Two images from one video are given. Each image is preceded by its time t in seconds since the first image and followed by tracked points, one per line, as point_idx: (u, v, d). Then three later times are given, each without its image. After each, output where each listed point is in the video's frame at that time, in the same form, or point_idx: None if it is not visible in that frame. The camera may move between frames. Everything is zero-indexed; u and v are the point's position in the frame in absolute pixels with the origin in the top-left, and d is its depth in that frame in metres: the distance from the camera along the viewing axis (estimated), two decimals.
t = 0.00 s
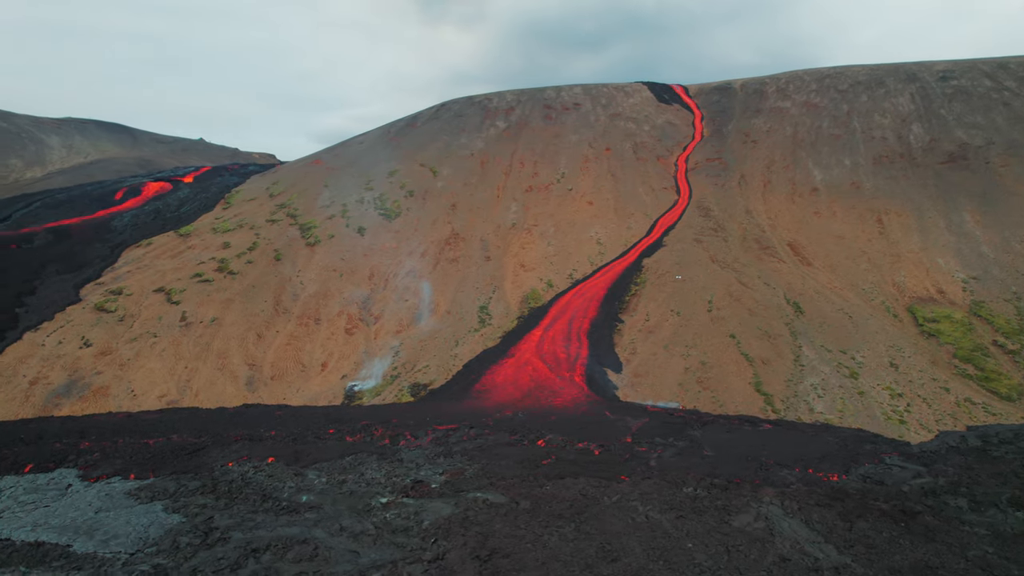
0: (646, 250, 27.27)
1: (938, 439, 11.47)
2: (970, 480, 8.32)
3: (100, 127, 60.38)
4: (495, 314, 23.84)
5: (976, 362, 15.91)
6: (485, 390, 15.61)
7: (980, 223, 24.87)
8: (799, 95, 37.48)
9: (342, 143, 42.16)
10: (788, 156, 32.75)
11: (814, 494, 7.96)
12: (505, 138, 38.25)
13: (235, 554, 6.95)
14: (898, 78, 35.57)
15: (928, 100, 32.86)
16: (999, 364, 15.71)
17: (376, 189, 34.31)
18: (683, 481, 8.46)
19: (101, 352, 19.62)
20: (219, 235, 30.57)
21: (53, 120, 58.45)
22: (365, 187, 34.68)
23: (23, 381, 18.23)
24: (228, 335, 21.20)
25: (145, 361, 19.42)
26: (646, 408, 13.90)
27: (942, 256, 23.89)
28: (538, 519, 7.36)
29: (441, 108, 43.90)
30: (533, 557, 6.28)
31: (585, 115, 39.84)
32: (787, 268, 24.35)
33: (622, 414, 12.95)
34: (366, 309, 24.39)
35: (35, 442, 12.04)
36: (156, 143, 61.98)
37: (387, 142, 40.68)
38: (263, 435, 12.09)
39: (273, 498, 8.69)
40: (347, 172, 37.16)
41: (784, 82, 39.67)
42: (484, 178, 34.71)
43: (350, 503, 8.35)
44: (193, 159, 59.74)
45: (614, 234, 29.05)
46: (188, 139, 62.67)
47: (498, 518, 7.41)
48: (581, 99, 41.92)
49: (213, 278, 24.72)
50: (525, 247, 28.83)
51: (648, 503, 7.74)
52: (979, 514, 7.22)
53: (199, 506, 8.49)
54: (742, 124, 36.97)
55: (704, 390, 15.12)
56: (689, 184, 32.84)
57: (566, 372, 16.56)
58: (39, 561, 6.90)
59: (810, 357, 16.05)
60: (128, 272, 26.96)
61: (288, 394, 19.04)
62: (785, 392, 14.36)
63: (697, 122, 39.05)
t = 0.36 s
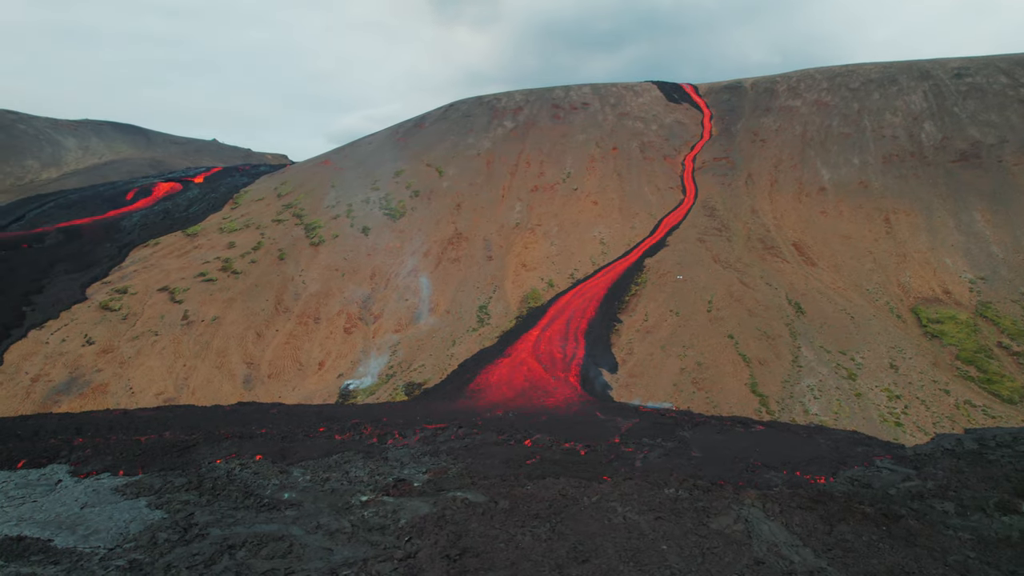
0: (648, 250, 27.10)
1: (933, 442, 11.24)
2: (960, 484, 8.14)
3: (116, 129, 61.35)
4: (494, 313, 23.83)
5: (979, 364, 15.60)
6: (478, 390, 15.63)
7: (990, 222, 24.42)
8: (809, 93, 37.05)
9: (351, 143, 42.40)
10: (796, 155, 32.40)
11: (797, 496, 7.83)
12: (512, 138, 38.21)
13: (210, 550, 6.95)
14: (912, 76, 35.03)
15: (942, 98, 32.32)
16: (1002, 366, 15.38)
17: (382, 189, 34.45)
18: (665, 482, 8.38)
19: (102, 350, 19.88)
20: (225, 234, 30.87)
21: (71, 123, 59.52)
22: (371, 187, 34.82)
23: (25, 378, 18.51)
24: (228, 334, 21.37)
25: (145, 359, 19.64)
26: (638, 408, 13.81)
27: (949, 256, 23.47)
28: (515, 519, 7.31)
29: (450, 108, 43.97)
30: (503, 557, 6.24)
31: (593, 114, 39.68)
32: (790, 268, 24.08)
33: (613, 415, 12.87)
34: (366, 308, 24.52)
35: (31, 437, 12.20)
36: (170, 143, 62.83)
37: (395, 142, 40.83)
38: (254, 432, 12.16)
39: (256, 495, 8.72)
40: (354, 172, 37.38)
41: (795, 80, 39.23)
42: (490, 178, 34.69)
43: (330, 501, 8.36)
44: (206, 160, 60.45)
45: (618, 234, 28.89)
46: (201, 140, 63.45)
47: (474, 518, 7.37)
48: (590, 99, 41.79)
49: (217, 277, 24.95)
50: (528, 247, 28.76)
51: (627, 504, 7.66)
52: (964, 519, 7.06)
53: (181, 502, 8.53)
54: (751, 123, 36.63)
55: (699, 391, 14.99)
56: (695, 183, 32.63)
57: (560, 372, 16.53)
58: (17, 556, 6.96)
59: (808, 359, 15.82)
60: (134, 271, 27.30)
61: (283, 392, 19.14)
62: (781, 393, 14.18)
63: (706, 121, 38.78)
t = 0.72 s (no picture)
0: (649, 249, 26.95)
1: (926, 444, 11.02)
2: (945, 487, 7.98)
3: (129, 129, 62.09)
4: (492, 313, 23.81)
5: (979, 365, 15.31)
6: (469, 389, 15.63)
7: (998, 222, 24.02)
8: (818, 91, 36.70)
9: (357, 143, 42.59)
10: (803, 155, 32.10)
11: (778, 499, 7.71)
12: (518, 138, 38.16)
13: (184, 546, 6.91)
14: (923, 73, 34.58)
15: (953, 96, 31.87)
16: (1003, 367, 15.08)
17: (386, 189, 34.56)
18: (646, 483, 8.30)
19: (102, 348, 20.08)
20: (229, 234, 31.10)
21: (85, 124, 60.36)
22: (376, 187, 34.94)
23: (24, 375, 18.73)
24: (227, 332, 21.52)
25: (143, 357, 19.82)
26: (629, 408, 13.76)
27: (955, 256, 23.09)
28: (489, 518, 7.26)
29: (457, 108, 44.03)
30: (473, 557, 6.19)
31: (600, 114, 39.54)
32: (792, 268, 23.83)
33: (602, 415, 12.82)
34: (365, 308, 24.63)
35: (25, 434, 12.32)
36: (182, 144, 63.50)
37: (402, 142, 40.97)
38: (243, 430, 12.21)
39: (237, 492, 8.72)
40: (359, 172, 37.56)
41: (804, 79, 38.85)
42: (494, 178, 34.66)
43: (309, 499, 8.35)
44: (216, 160, 61.01)
45: (620, 234, 28.75)
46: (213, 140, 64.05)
47: (448, 517, 7.34)
48: (597, 98, 41.65)
49: (219, 276, 25.15)
50: (529, 246, 28.67)
51: (604, 505, 7.59)
52: (947, 522, 6.92)
53: (163, 498, 8.53)
54: (758, 122, 36.33)
55: (692, 391, 14.86)
56: (700, 182, 32.42)
57: (554, 372, 16.54)
58: None
59: (805, 360, 15.59)
60: (139, 271, 27.57)
61: (278, 390, 19.21)
62: (774, 395, 14.01)
63: (713, 121, 38.58)
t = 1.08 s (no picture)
0: (651, 249, 26.76)
1: (921, 447, 10.79)
2: (931, 490, 7.82)
3: (144, 130, 62.97)
4: (491, 313, 23.81)
5: (981, 367, 14.98)
6: (463, 389, 15.65)
7: (1008, 221, 23.55)
8: (829, 90, 36.27)
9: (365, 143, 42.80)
10: (811, 154, 31.74)
11: (759, 502, 7.59)
12: (525, 137, 38.12)
13: (160, 542, 6.88)
14: (937, 71, 34.05)
15: (967, 93, 31.35)
16: (1007, 370, 14.73)
17: (392, 189, 34.68)
18: (626, 485, 8.23)
19: (104, 346, 20.33)
20: (235, 234, 31.39)
21: (101, 125, 61.34)
22: (382, 187, 35.10)
23: (27, 372, 19.03)
24: (227, 331, 21.71)
25: (143, 355, 20.04)
26: (620, 409, 13.68)
27: (963, 256, 22.66)
28: (466, 518, 7.21)
29: (466, 108, 44.09)
30: (444, 557, 6.15)
31: (608, 113, 39.38)
32: (796, 268, 23.56)
33: (592, 416, 12.77)
34: (365, 307, 24.73)
35: (22, 430, 12.46)
36: (196, 145, 64.25)
37: (409, 142, 41.12)
38: (234, 428, 12.28)
39: (220, 489, 8.74)
40: (365, 172, 37.76)
41: (815, 77, 38.42)
42: (500, 178, 34.64)
43: (289, 497, 8.35)
44: (229, 160, 61.66)
45: (623, 234, 28.58)
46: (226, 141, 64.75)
47: (424, 516, 7.32)
48: (606, 98, 41.49)
49: (223, 275, 25.37)
50: (531, 246, 28.60)
51: (582, 506, 7.54)
52: (929, 527, 6.77)
53: (146, 494, 8.55)
54: (767, 121, 35.99)
55: (686, 392, 14.73)
56: (706, 182, 32.19)
57: (548, 373, 16.50)
58: None
59: (803, 361, 15.37)
60: (145, 270, 27.90)
61: (274, 389, 19.34)
62: (769, 396, 13.85)
63: (723, 120, 38.30)
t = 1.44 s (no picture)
0: (658, 249, 26.54)
1: (919, 451, 10.54)
2: (922, 496, 7.63)
3: (164, 132, 64.09)
4: (493, 313, 23.79)
5: (989, 370, 14.57)
6: (460, 388, 15.68)
7: None
8: (845, 87, 35.69)
9: (377, 144, 43.06)
10: (824, 152, 31.27)
11: (742, 505, 7.47)
12: (536, 137, 38.05)
13: (142, 537, 6.92)
14: (957, 67, 33.35)
15: (987, 90, 30.65)
16: (1015, 373, 14.31)
17: (402, 189, 34.85)
18: (609, 486, 8.16)
19: (111, 344, 20.68)
20: (245, 233, 31.78)
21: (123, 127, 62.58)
22: (392, 187, 35.30)
23: (35, 369, 19.44)
24: (231, 330, 21.97)
25: (148, 353, 20.34)
26: (615, 410, 13.60)
27: (976, 256, 22.08)
28: (445, 518, 7.19)
29: (478, 108, 44.16)
30: (416, 556, 6.13)
31: (620, 112, 39.17)
32: (803, 269, 23.23)
33: (585, 416, 12.71)
34: (368, 306, 24.86)
35: (24, 426, 12.69)
36: (215, 146, 65.16)
37: (421, 142, 41.31)
38: (230, 426, 12.39)
39: (208, 485, 8.80)
40: (376, 173, 38.01)
41: (832, 75, 37.83)
42: (509, 178, 34.61)
43: (274, 494, 8.38)
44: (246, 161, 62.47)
45: (631, 233, 28.38)
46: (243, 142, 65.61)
47: (403, 515, 7.31)
48: (618, 97, 41.26)
49: (230, 275, 25.69)
50: (538, 246, 28.49)
51: (562, 507, 7.48)
52: (915, 533, 6.60)
53: (135, 491, 8.62)
54: (781, 120, 35.54)
55: (684, 393, 14.57)
56: (716, 181, 31.88)
57: (546, 373, 16.45)
58: None
59: (804, 363, 15.11)
60: (156, 269, 28.35)
61: (274, 387, 19.51)
62: (767, 398, 13.65)
63: (736, 118, 37.91)
